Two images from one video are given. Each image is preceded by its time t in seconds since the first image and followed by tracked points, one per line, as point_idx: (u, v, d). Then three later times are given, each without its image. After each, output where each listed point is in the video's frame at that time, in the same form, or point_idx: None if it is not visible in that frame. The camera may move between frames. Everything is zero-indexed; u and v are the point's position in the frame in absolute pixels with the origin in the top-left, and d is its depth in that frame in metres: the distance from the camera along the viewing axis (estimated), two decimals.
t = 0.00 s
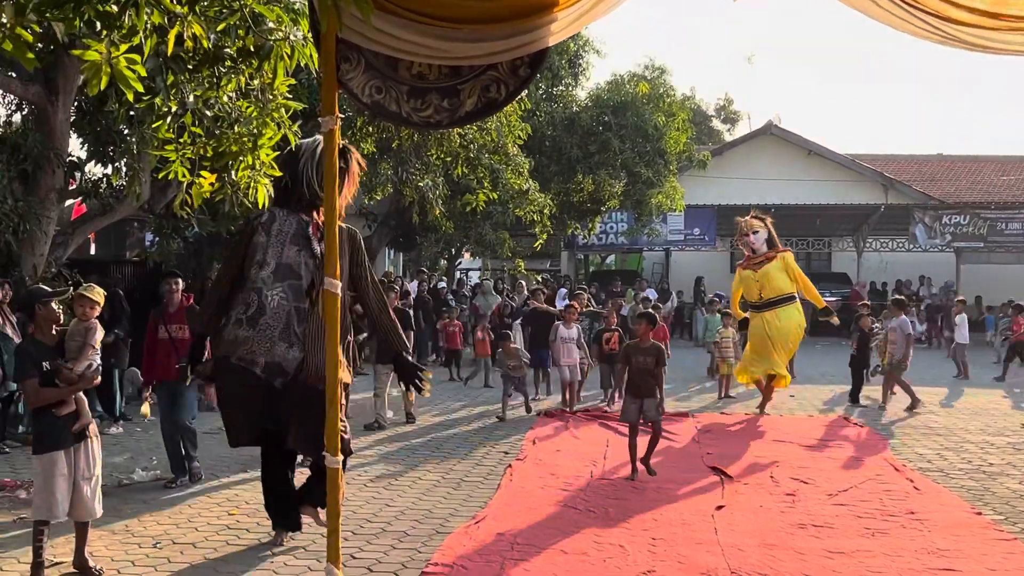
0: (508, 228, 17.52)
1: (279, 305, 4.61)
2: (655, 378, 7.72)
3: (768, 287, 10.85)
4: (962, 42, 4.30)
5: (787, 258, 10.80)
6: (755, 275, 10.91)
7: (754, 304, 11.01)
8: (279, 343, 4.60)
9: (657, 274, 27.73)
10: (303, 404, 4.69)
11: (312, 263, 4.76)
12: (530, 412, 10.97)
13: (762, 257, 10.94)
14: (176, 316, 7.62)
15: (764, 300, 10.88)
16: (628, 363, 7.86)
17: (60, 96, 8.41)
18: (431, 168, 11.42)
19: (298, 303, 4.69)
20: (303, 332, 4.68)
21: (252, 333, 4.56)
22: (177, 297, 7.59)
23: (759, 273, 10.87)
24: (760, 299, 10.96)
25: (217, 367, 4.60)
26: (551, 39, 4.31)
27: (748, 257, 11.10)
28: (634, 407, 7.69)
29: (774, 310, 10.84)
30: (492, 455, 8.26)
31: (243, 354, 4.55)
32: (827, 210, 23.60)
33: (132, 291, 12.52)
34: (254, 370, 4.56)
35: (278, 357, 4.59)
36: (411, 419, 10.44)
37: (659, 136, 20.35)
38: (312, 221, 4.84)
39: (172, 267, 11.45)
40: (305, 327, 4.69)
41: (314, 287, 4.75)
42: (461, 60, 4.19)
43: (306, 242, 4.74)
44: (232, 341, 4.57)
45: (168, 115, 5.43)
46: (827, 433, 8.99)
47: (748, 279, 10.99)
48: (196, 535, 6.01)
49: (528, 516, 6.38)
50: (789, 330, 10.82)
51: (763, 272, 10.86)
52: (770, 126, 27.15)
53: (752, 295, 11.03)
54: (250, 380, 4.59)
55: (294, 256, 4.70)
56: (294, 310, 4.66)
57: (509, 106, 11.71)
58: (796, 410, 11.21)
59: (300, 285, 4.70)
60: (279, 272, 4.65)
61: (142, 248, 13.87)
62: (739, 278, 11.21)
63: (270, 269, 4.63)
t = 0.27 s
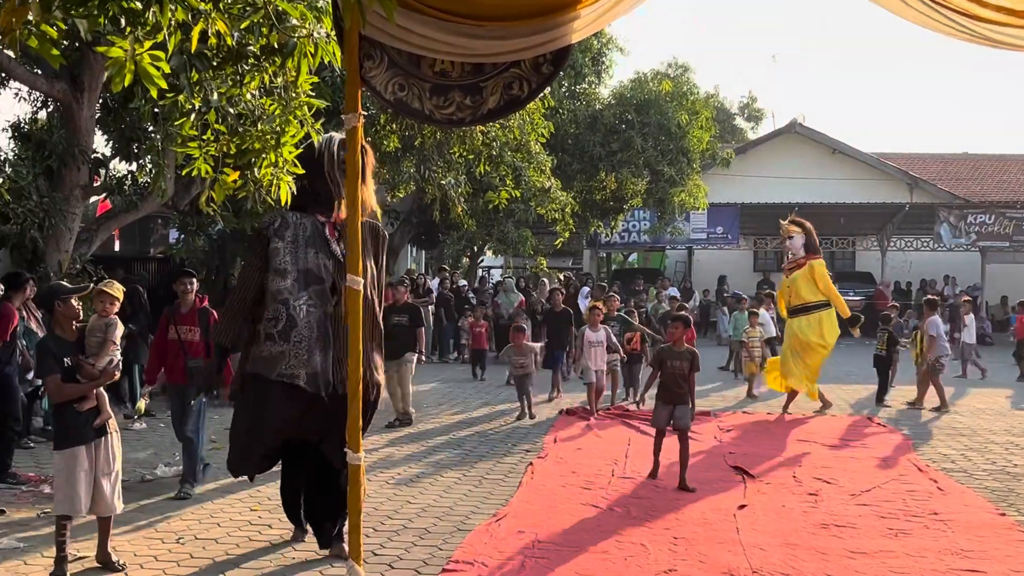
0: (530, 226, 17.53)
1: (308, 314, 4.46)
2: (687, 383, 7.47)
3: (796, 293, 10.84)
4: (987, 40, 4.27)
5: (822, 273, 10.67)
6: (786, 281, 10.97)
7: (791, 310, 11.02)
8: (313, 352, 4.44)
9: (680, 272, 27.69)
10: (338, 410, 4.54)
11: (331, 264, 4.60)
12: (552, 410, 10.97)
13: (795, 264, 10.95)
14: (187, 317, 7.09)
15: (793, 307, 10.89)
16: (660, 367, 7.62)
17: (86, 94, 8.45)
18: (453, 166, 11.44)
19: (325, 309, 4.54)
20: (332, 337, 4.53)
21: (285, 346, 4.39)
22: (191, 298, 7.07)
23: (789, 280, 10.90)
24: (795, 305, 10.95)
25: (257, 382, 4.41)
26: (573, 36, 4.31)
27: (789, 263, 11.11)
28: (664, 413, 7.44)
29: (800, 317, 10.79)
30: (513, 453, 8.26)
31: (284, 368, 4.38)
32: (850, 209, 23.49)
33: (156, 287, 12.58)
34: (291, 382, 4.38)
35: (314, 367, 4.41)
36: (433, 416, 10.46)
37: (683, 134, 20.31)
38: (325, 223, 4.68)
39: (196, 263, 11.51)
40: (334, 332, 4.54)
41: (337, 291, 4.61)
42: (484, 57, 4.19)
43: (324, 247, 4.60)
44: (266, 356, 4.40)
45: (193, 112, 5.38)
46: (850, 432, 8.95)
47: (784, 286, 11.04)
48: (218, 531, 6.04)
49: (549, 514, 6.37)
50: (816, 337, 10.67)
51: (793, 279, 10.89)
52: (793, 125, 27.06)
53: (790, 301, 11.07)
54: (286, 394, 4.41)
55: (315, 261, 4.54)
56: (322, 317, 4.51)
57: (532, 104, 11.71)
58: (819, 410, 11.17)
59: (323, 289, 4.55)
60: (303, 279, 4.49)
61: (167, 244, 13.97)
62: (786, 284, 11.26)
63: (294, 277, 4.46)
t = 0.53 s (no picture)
0: (545, 226, 17.54)
1: (294, 312, 4.26)
2: (716, 382, 7.23)
3: (820, 291, 10.84)
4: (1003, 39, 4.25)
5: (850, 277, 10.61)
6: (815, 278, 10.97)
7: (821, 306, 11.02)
8: (297, 349, 4.24)
9: (695, 272, 27.65)
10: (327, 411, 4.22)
11: (315, 258, 4.31)
12: (566, 410, 10.97)
13: (823, 261, 10.92)
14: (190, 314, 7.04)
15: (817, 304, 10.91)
16: (687, 367, 7.40)
17: (103, 93, 8.49)
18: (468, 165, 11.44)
19: (314, 306, 4.29)
20: (321, 332, 4.27)
21: (272, 344, 4.26)
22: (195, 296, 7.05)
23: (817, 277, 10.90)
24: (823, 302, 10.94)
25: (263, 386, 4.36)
26: (589, 35, 4.30)
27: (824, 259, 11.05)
28: (694, 412, 7.17)
29: (820, 315, 10.83)
30: (527, 452, 8.27)
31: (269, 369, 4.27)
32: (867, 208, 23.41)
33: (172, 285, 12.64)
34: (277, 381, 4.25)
35: (298, 364, 4.22)
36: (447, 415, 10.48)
37: (698, 133, 20.27)
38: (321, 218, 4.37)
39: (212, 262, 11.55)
40: (323, 327, 4.27)
41: (330, 287, 4.30)
42: (498, 56, 4.19)
43: (312, 242, 4.33)
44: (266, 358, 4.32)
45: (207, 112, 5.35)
46: (865, 433, 8.92)
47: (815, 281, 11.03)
48: (234, 529, 6.06)
49: (563, 513, 6.37)
50: (830, 337, 10.71)
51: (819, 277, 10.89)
52: (810, 125, 26.98)
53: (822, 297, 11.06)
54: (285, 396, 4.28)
55: (300, 257, 4.30)
56: (309, 314, 4.27)
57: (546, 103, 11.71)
58: (835, 411, 11.14)
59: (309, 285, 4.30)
60: (291, 276, 4.30)
61: (183, 243, 14.03)
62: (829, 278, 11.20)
63: (283, 274, 4.31)
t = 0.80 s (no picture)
0: (560, 225, 17.54)
1: (283, 321, 3.60)
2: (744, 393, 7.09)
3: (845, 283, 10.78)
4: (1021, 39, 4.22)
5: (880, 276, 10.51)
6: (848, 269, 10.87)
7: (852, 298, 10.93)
8: (286, 362, 3.58)
9: (710, 272, 27.63)
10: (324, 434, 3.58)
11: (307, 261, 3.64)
12: (581, 410, 10.97)
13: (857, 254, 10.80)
14: (180, 319, 6.89)
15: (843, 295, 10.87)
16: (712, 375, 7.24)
17: (120, 92, 8.52)
18: (483, 165, 11.45)
19: (305, 314, 3.62)
20: (315, 345, 3.63)
21: (263, 354, 3.60)
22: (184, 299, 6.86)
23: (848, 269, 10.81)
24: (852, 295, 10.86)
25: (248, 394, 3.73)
26: (605, 35, 4.28)
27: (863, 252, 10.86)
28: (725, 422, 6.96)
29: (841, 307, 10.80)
30: (542, 451, 8.27)
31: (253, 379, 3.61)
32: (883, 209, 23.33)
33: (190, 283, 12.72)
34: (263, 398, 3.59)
35: (285, 380, 3.56)
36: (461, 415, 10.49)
37: (714, 133, 20.24)
38: (316, 218, 3.72)
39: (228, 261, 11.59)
40: (317, 339, 3.63)
41: (324, 294, 3.65)
42: (513, 56, 4.17)
43: (306, 244, 3.67)
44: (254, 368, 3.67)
45: (223, 111, 5.37)
46: (881, 434, 8.89)
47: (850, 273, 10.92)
48: (249, 528, 6.07)
49: (578, 513, 6.37)
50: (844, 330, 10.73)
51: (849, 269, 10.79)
52: (826, 125, 26.91)
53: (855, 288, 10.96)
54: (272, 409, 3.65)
55: (294, 259, 3.64)
56: (299, 325, 3.60)
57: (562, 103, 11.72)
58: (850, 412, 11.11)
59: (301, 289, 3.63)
60: (281, 281, 3.63)
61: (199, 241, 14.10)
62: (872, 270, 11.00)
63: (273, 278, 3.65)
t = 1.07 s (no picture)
0: (572, 226, 17.55)
1: (274, 316, 3.61)
2: (769, 395, 6.92)
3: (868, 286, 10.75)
4: None
5: (904, 278, 10.50)
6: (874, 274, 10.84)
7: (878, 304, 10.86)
8: (274, 359, 3.58)
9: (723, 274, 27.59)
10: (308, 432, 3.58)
11: (304, 258, 3.66)
12: (593, 412, 10.99)
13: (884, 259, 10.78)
14: (166, 317, 6.44)
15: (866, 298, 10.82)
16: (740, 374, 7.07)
17: (135, 93, 8.55)
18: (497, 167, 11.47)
19: (297, 312, 3.63)
20: (306, 342, 3.63)
21: (245, 349, 3.59)
22: (170, 296, 6.41)
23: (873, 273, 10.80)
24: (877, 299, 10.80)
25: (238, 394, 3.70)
26: (619, 37, 4.27)
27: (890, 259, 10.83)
28: (745, 425, 6.88)
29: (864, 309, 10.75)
30: (555, 452, 8.28)
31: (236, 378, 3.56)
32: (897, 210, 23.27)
33: (204, 283, 12.77)
34: (243, 394, 3.57)
35: (270, 377, 3.57)
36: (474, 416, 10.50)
37: (727, 134, 20.21)
38: (316, 214, 3.74)
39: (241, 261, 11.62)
40: (306, 337, 3.63)
41: (318, 292, 3.66)
42: (527, 56, 4.17)
43: (303, 239, 3.69)
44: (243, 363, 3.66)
45: (239, 111, 5.40)
46: (895, 437, 8.87)
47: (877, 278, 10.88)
48: (263, 528, 6.09)
49: (590, 514, 6.37)
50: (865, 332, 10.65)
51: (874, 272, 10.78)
52: (840, 126, 26.83)
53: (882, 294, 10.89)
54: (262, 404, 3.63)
55: (290, 254, 3.65)
56: (290, 321, 3.61)
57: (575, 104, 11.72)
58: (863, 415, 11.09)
59: (295, 286, 3.64)
60: (274, 276, 3.63)
61: (212, 242, 14.14)
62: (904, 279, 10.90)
63: (265, 273, 3.64)
